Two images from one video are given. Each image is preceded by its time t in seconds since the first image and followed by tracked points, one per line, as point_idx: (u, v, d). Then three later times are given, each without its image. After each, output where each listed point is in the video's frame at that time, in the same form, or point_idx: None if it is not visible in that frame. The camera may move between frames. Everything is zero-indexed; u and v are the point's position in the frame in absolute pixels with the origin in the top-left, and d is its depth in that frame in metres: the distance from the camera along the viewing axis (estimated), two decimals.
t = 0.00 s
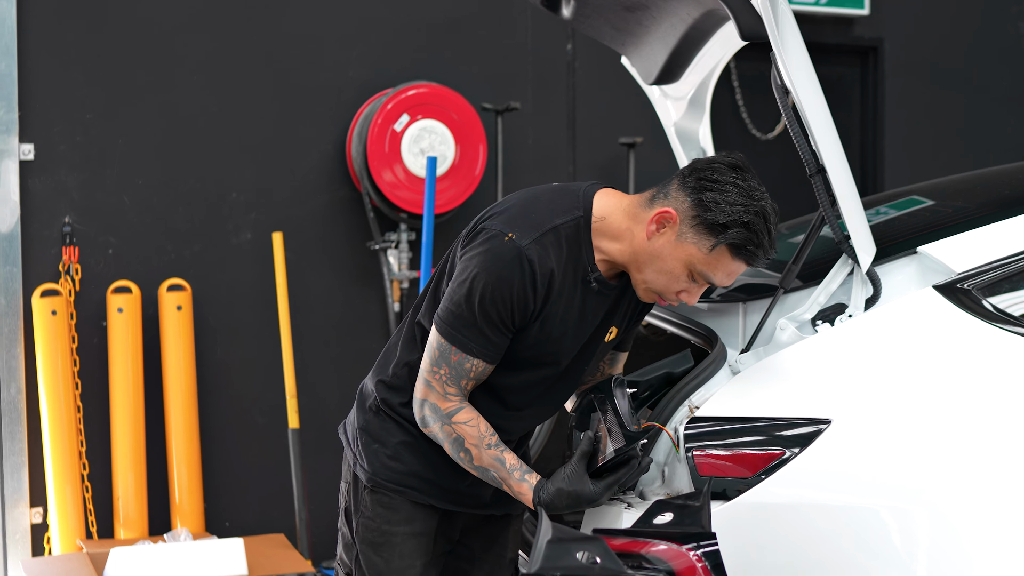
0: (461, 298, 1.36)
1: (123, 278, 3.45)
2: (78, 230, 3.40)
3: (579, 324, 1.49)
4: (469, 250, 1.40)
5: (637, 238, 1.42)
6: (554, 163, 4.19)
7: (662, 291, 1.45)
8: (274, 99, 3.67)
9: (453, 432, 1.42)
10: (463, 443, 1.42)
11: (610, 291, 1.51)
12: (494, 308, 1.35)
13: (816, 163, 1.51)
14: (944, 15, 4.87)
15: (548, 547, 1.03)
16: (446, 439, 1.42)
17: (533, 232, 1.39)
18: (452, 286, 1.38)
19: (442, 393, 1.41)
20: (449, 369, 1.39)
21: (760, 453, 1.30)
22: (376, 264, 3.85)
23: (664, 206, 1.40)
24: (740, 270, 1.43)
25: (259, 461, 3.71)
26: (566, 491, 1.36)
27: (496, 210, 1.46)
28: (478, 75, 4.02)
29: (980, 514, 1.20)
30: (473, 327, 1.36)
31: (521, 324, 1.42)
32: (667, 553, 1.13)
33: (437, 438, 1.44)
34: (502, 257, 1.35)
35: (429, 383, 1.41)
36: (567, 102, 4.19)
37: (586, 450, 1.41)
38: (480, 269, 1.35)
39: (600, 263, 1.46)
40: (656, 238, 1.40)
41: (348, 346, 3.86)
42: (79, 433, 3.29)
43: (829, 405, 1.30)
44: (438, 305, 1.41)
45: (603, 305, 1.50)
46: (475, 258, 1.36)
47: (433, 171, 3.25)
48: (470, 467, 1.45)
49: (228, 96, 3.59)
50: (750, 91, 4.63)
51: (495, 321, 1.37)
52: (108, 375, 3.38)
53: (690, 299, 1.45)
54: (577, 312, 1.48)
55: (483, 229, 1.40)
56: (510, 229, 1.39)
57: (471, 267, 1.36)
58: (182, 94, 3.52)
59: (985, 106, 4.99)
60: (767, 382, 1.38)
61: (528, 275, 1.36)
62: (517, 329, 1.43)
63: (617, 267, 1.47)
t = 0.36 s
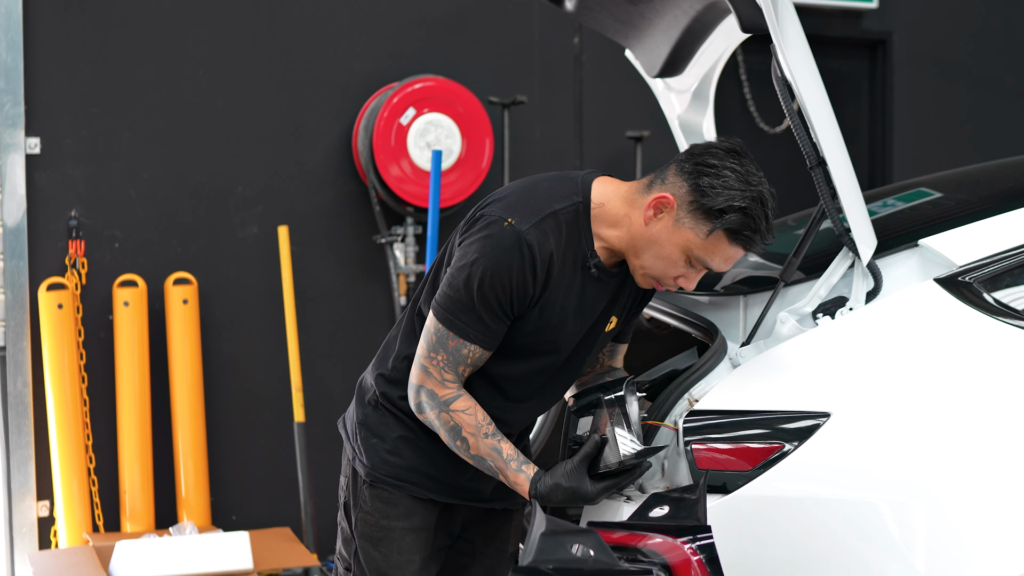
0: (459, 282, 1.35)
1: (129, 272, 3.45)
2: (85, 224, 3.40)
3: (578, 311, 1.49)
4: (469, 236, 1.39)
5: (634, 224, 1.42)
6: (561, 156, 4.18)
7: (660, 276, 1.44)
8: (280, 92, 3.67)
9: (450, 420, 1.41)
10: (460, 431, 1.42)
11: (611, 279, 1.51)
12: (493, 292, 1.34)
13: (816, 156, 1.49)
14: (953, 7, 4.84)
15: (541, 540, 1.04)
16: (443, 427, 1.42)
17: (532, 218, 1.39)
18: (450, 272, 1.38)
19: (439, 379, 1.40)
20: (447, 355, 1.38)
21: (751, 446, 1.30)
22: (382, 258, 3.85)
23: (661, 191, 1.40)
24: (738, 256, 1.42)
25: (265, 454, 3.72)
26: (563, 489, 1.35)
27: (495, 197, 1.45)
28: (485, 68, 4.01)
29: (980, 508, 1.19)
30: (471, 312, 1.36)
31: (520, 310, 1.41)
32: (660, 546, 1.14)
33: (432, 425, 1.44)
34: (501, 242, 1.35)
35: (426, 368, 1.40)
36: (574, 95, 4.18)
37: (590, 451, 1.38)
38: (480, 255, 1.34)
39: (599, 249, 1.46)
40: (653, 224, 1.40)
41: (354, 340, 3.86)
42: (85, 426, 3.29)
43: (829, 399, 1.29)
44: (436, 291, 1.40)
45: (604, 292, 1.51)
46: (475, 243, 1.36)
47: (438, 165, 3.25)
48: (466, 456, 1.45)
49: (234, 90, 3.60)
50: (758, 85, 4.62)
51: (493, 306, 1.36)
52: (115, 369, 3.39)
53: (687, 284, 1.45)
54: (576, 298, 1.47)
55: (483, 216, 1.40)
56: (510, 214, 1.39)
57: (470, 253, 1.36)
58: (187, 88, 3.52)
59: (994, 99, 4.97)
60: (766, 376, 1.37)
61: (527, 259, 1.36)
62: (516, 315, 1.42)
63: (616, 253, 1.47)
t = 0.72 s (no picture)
0: (440, 268, 1.35)
1: (135, 267, 3.46)
2: (90, 219, 3.40)
3: (562, 287, 1.49)
4: (445, 222, 1.39)
5: (608, 195, 1.41)
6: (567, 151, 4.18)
7: (636, 246, 1.43)
8: (285, 87, 3.67)
9: (445, 412, 1.41)
10: (456, 423, 1.42)
11: (592, 253, 1.50)
12: (475, 273, 1.34)
13: (814, 151, 1.48)
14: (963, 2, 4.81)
15: (531, 536, 1.02)
16: (438, 419, 1.41)
17: (506, 195, 1.39)
18: (431, 259, 1.38)
19: (433, 369, 1.39)
20: (437, 344, 1.38)
21: (753, 442, 1.28)
22: (387, 252, 3.85)
23: (632, 161, 1.38)
24: (715, 223, 1.40)
25: (271, 449, 3.73)
26: (561, 486, 1.34)
27: (469, 182, 1.45)
28: (491, 63, 4.01)
29: (980, 506, 1.19)
30: (456, 296, 1.35)
31: (504, 290, 1.41)
32: (652, 543, 1.12)
33: (427, 417, 1.43)
34: (477, 223, 1.35)
35: (419, 360, 1.39)
36: (580, 90, 4.16)
37: (590, 454, 1.35)
38: (460, 238, 1.34)
39: (576, 223, 1.45)
40: (626, 194, 1.39)
41: (360, 335, 3.87)
42: (91, 421, 3.30)
43: (826, 396, 1.28)
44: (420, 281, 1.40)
45: (586, 268, 1.51)
46: (453, 228, 1.36)
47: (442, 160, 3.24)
48: (463, 448, 1.44)
49: (239, 85, 3.60)
50: (767, 80, 4.60)
51: (477, 288, 1.35)
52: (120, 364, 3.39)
53: (663, 253, 1.43)
54: (559, 275, 1.47)
55: (457, 200, 1.40)
56: (484, 195, 1.38)
57: (449, 238, 1.36)
58: (192, 83, 3.52)
59: (1003, 94, 4.95)
60: (764, 370, 1.36)
61: (505, 237, 1.36)
62: (501, 296, 1.42)
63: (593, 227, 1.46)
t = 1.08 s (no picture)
0: (425, 260, 1.35)
1: (143, 264, 3.46)
2: (99, 216, 3.41)
3: (549, 270, 1.47)
4: (424, 216, 1.39)
5: (578, 169, 1.37)
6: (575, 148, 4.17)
7: (612, 217, 1.37)
8: (292, 84, 3.67)
9: (449, 410, 1.39)
10: (460, 421, 1.40)
11: (575, 234, 1.48)
12: (459, 262, 1.33)
13: (817, 148, 1.48)
14: None
15: (524, 538, 1.02)
16: (442, 417, 1.40)
17: (482, 182, 1.39)
18: (415, 254, 1.38)
19: (433, 367, 1.38)
20: (434, 340, 1.37)
21: (755, 442, 1.27)
22: (394, 249, 3.85)
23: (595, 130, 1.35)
24: (691, 182, 1.34)
25: (280, 446, 3.73)
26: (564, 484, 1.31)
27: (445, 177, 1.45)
28: (499, 60, 4.00)
29: (980, 505, 1.18)
30: (445, 287, 1.35)
31: (490, 277, 1.39)
32: (648, 545, 1.11)
33: (431, 417, 1.41)
34: (453, 212, 1.35)
35: (418, 358, 1.38)
36: (589, 86, 4.15)
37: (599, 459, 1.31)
38: (438, 229, 1.34)
39: (555, 204, 1.43)
40: (593, 163, 1.35)
41: (368, 332, 3.87)
42: (99, 417, 3.31)
43: (826, 395, 1.26)
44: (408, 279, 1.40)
45: (569, 247, 1.49)
46: (432, 220, 1.36)
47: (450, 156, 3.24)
48: (468, 447, 1.42)
49: (246, 82, 3.60)
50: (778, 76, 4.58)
51: (464, 277, 1.35)
52: (128, 361, 3.40)
53: (642, 220, 1.37)
54: (544, 258, 1.45)
55: (434, 193, 1.40)
56: (459, 184, 1.38)
57: (429, 230, 1.35)
58: (200, 80, 3.53)
59: (1016, 91, 4.92)
60: (765, 369, 1.35)
61: (484, 223, 1.35)
62: (489, 284, 1.41)
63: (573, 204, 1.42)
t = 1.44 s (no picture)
0: (428, 268, 1.35)
1: (164, 262, 3.49)
2: (120, 214, 3.43)
3: (556, 272, 1.46)
4: (428, 222, 1.39)
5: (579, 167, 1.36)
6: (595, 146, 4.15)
7: (618, 213, 1.34)
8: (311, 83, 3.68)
9: (456, 409, 1.40)
10: (468, 418, 1.40)
11: (583, 234, 1.46)
12: (461, 268, 1.33)
13: (832, 147, 1.46)
14: None
15: (527, 544, 1.02)
16: (450, 417, 1.40)
17: (484, 185, 1.38)
18: (419, 261, 1.38)
19: (436, 370, 1.39)
20: (437, 345, 1.38)
21: (771, 444, 1.22)
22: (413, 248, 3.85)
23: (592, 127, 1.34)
24: (694, 171, 1.30)
25: (300, 444, 3.74)
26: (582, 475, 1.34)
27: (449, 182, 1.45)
28: (519, 58, 3.99)
29: (996, 510, 1.15)
30: (447, 293, 1.35)
31: (494, 282, 1.39)
32: (654, 551, 1.09)
33: (439, 419, 1.42)
34: (456, 217, 1.34)
35: (422, 363, 1.39)
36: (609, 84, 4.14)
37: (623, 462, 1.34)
38: (440, 234, 1.34)
39: (561, 206, 1.41)
40: (592, 159, 1.33)
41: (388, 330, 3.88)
42: (120, 414, 3.34)
43: (841, 397, 1.21)
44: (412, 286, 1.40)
45: (577, 249, 1.47)
46: (435, 227, 1.36)
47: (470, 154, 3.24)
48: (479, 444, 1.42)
49: (265, 80, 3.61)
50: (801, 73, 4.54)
51: (466, 282, 1.35)
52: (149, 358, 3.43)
53: (649, 213, 1.33)
54: (550, 260, 1.44)
55: (437, 198, 1.40)
56: (462, 189, 1.38)
57: (431, 237, 1.35)
58: (220, 79, 3.54)
59: None
60: (778, 371, 1.30)
61: (486, 227, 1.34)
62: (493, 288, 1.40)
63: (579, 204, 1.40)
